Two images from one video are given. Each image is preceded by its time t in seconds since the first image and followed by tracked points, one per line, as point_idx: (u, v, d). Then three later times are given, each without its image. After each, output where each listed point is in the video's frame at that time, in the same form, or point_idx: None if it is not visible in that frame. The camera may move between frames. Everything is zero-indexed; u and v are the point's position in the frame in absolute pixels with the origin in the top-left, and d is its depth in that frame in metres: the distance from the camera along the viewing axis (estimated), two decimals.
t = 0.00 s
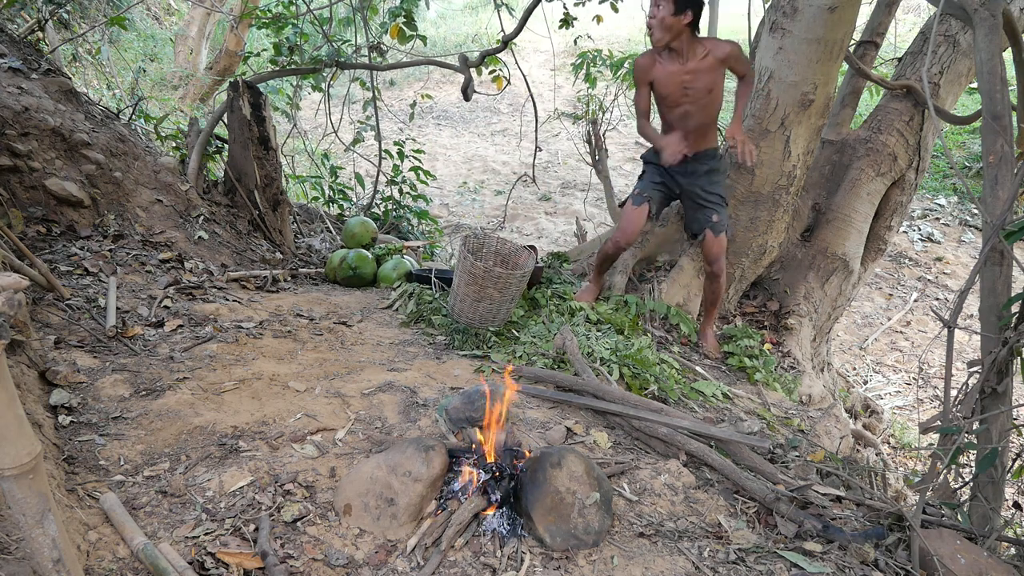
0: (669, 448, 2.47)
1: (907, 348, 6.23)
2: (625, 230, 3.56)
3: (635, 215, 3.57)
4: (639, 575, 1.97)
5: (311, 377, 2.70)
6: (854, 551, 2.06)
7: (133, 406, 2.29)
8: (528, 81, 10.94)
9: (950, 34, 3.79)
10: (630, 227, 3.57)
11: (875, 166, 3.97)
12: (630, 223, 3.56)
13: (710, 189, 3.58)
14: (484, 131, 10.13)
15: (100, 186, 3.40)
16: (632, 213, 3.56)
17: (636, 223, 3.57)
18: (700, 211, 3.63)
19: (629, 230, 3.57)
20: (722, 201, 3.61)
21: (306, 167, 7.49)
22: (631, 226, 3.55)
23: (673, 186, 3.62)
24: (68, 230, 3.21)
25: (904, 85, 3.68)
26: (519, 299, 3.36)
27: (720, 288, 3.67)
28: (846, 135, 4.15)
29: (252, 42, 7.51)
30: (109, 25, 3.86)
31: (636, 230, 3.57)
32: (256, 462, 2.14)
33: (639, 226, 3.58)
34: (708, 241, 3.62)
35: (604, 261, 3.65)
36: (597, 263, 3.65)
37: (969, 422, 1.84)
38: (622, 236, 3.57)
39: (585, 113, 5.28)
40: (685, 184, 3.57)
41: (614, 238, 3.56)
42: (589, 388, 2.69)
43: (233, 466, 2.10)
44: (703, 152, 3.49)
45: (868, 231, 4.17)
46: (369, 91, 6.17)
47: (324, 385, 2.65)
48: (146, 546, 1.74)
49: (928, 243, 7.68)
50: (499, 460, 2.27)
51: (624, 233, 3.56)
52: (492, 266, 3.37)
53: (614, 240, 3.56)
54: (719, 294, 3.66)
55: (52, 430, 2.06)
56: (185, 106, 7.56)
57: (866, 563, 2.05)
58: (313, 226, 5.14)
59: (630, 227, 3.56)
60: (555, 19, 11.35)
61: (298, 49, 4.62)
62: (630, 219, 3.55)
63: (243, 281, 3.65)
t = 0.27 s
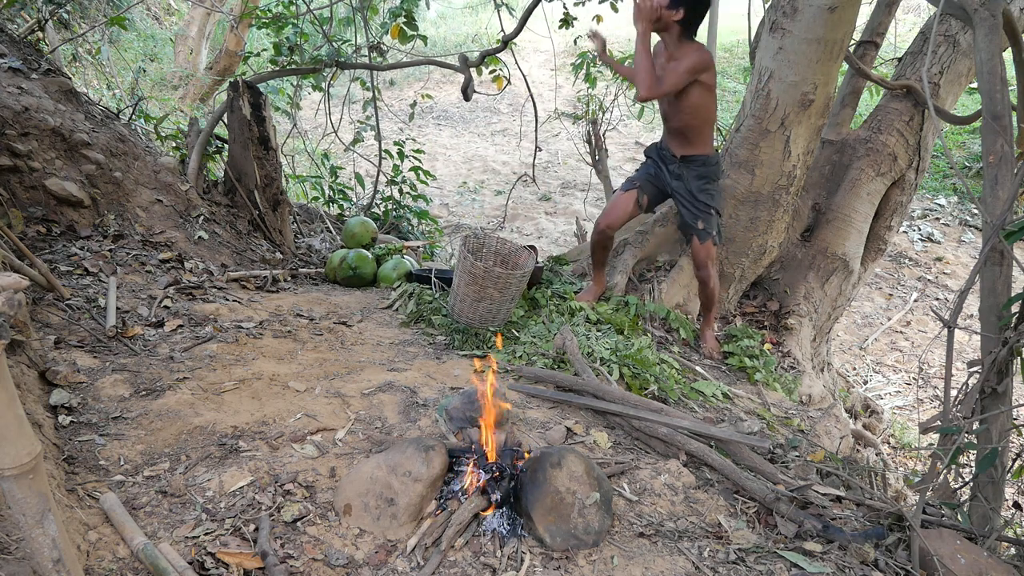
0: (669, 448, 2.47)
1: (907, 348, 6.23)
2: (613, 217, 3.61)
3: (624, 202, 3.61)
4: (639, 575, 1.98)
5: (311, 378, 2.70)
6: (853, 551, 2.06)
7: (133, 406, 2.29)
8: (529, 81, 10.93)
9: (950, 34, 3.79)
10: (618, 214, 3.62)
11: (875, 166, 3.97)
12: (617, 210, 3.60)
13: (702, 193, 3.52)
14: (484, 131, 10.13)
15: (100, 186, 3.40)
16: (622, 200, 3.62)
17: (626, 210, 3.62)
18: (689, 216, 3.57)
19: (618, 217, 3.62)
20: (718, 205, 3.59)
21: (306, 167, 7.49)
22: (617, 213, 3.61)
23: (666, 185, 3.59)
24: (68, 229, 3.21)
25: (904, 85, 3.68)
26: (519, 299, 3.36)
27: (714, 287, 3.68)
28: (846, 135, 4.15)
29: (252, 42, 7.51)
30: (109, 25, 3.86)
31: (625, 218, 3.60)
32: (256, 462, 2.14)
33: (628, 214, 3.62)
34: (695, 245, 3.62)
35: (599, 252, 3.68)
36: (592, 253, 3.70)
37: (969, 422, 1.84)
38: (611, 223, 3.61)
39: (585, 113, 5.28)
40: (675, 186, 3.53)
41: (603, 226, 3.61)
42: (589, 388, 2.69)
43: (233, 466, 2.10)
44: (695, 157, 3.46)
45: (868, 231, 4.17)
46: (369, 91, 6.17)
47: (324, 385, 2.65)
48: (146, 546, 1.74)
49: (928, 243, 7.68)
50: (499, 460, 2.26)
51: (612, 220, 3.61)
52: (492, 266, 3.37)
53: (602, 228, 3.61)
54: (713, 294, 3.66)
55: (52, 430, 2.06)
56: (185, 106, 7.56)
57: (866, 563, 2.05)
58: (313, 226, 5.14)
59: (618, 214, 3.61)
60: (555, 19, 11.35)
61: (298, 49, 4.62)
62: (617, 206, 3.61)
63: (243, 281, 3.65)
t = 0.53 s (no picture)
0: (669, 448, 2.47)
1: (907, 348, 6.23)
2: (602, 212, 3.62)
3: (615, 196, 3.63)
4: (639, 575, 1.98)
5: (311, 378, 2.70)
6: (854, 551, 2.06)
7: (133, 406, 2.29)
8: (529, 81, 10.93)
9: (950, 34, 3.79)
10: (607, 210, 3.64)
11: (875, 166, 3.97)
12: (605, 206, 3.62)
13: (691, 194, 3.46)
14: (484, 131, 10.13)
15: (100, 186, 3.40)
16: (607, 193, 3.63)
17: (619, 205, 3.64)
18: (676, 217, 3.55)
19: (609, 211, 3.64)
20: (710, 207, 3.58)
21: (306, 167, 7.49)
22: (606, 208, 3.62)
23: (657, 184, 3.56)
24: (68, 230, 3.21)
25: (904, 84, 3.68)
26: (519, 299, 3.36)
27: (712, 284, 3.74)
28: (846, 135, 4.15)
29: (252, 42, 7.51)
30: (109, 25, 3.86)
31: (614, 212, 3.61)
32: (257, 462, 2.14)
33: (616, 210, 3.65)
34: (685, 243, 3.68)
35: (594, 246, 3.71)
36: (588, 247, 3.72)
37: (969, 422, 1.84)
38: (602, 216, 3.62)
39: (585, 113, 5.28)
40: (665, 186, 3.51)
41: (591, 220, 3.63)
42: (589, 388, 2.69)
43: (233, 467, 2.10)
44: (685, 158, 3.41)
45: (868, 231, 4.17)
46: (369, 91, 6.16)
47: (324, 385, 2.65)
48: (146, 546, 1.74)
49: (928, 243, 7.67)
50: (499, 460, 2.26)
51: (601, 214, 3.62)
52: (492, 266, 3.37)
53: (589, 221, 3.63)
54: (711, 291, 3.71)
55: (52, 430, 2.06)
56: (185, 106, 7.56)
57: (866, 563, 2.05)
58: (313, 226, 5.14)
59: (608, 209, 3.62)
60: (555, 19, 11.35)
61: (298, 49, 4.62)
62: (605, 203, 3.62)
63: (243, 281, 3.65)
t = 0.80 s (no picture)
0: (669, 448, 2.47)
1: (907, 348, 6.23)
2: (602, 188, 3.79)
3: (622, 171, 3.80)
4: (639, 575, 1.98)
5: (311, 378, 2.70)
6: (854, 550, 2.06)
7: (133, 406, 2.29)
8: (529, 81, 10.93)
9: (950, 34, 3.79)
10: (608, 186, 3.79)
11: (875, 166, 3.97)
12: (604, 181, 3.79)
13: (697, 197, 3.61)
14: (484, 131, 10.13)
15: (100, 186, 3.40)
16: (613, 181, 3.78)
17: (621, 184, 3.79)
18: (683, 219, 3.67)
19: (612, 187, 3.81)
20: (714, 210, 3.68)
21: (305, 167, 7.48)
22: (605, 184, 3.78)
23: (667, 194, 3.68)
24: (68, 229, 3.21)
25: (904, 84, 3.68)
26: (520, 299, 3.36)
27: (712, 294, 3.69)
28: (846, 135, 4.15)
29: (252, 42, 7.51)
30: (109, 25, 3.86)
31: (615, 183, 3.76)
32: (256, 462, 2.14)
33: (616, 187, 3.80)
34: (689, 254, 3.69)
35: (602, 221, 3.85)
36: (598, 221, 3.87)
37: (969, 422, 1.84)
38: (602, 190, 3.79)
39: (585, 113, 5.28)
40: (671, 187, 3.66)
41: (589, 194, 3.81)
42: (589, 388, 2.69)
43: (233, 467, 2.10)
44: (691, 162, 3.57)
45: (868, 231, 4.17)
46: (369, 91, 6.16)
47: (324, 385, 2.65)
48: (146, 546, 1.74)
49: (928, 243, 7.67)
50: (499, 460, 2.26)
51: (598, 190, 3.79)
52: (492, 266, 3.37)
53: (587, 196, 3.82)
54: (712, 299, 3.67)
55: (52, 430, 2.06)
56: (185, 106, 7.56)
57: (866, 563, 2.05)
58: (313, 226, 5.14)
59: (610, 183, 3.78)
60: (555, 19, 11.35)
61: (297, 49, 4.62)
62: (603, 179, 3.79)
63: (243, 281, 3.65)
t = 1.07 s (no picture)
0: (669, 448, 2.47)
1: (907, 348, 6.23)
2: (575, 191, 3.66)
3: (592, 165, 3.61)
4: (639, 575, 1.98)
5: (311, 377, 2.70)
6: (854, 550, 2.06)
7: (133, 406, 2.29)
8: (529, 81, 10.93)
9: (950, 34, 3.79)
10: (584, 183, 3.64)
11: (875, 166, 3.97)
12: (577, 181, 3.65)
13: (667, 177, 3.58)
14: (484, 131, 10.13)
15: (100, 186, 3.40)
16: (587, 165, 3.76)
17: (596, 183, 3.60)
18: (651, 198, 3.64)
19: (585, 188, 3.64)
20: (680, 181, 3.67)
21: (305, 167, 7.48)
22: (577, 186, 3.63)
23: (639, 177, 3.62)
24: (68, 229, 3.21)
25: (904, 84, 3.68)
26: (520, 299, 3.36)
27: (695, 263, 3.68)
28: (846, 135, 4.15)
29: (252, 42, 7.51)
30: (109, 25, 3.85)
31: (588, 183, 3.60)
32: (256, 462, 2.14)
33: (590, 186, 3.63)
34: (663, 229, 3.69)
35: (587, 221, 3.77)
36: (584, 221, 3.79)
37: (969, 422, 1.84)
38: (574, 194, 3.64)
39: (585, 113, 5.28)
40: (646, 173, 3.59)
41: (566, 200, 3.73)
42: (589, 388, 2.69)
43: (233, 466, 2.10)
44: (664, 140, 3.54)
45: (868, 231, 4.17)
46: (369, 91, 6.16)
47: (324, 385, 2.65)
48: (146, 546, 1.74)
49: (928, 243, 7.67)
50: (499, 460, 2.26)
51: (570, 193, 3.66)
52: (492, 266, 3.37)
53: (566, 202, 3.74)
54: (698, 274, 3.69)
55: (52, 430, 2.06)
56: (185, 106, 7.56)
57: (866, 563, 2.05)
58: (313, 226, 5.14)
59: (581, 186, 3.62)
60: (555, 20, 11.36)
61: (297, 49, 4.62)
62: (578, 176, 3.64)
63: (243, 281, 3.65)
